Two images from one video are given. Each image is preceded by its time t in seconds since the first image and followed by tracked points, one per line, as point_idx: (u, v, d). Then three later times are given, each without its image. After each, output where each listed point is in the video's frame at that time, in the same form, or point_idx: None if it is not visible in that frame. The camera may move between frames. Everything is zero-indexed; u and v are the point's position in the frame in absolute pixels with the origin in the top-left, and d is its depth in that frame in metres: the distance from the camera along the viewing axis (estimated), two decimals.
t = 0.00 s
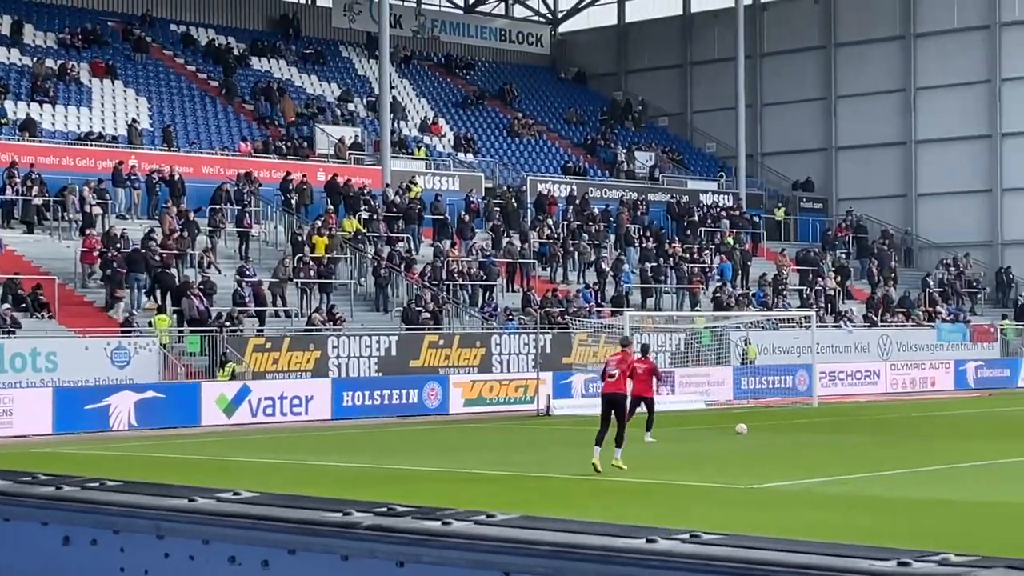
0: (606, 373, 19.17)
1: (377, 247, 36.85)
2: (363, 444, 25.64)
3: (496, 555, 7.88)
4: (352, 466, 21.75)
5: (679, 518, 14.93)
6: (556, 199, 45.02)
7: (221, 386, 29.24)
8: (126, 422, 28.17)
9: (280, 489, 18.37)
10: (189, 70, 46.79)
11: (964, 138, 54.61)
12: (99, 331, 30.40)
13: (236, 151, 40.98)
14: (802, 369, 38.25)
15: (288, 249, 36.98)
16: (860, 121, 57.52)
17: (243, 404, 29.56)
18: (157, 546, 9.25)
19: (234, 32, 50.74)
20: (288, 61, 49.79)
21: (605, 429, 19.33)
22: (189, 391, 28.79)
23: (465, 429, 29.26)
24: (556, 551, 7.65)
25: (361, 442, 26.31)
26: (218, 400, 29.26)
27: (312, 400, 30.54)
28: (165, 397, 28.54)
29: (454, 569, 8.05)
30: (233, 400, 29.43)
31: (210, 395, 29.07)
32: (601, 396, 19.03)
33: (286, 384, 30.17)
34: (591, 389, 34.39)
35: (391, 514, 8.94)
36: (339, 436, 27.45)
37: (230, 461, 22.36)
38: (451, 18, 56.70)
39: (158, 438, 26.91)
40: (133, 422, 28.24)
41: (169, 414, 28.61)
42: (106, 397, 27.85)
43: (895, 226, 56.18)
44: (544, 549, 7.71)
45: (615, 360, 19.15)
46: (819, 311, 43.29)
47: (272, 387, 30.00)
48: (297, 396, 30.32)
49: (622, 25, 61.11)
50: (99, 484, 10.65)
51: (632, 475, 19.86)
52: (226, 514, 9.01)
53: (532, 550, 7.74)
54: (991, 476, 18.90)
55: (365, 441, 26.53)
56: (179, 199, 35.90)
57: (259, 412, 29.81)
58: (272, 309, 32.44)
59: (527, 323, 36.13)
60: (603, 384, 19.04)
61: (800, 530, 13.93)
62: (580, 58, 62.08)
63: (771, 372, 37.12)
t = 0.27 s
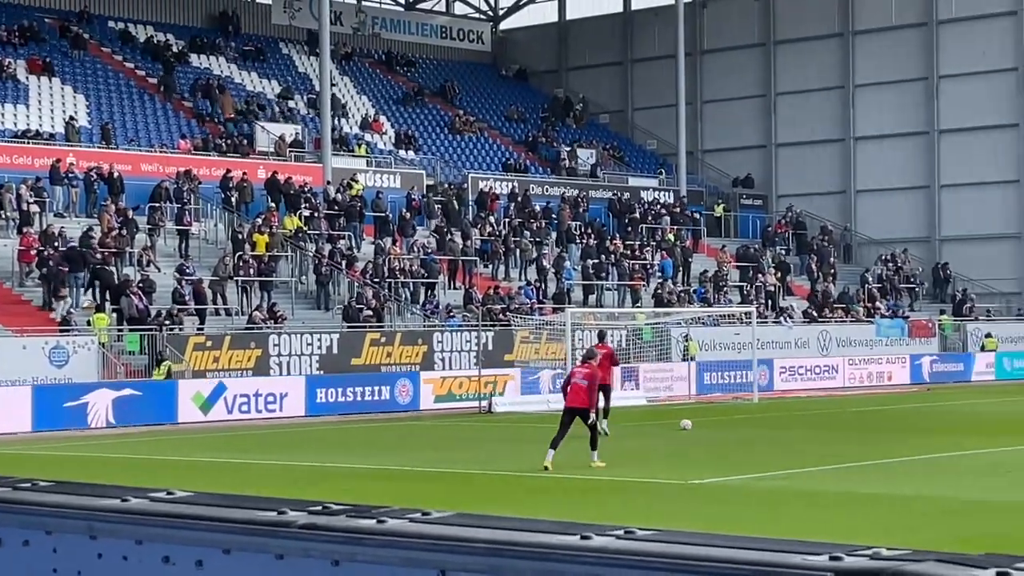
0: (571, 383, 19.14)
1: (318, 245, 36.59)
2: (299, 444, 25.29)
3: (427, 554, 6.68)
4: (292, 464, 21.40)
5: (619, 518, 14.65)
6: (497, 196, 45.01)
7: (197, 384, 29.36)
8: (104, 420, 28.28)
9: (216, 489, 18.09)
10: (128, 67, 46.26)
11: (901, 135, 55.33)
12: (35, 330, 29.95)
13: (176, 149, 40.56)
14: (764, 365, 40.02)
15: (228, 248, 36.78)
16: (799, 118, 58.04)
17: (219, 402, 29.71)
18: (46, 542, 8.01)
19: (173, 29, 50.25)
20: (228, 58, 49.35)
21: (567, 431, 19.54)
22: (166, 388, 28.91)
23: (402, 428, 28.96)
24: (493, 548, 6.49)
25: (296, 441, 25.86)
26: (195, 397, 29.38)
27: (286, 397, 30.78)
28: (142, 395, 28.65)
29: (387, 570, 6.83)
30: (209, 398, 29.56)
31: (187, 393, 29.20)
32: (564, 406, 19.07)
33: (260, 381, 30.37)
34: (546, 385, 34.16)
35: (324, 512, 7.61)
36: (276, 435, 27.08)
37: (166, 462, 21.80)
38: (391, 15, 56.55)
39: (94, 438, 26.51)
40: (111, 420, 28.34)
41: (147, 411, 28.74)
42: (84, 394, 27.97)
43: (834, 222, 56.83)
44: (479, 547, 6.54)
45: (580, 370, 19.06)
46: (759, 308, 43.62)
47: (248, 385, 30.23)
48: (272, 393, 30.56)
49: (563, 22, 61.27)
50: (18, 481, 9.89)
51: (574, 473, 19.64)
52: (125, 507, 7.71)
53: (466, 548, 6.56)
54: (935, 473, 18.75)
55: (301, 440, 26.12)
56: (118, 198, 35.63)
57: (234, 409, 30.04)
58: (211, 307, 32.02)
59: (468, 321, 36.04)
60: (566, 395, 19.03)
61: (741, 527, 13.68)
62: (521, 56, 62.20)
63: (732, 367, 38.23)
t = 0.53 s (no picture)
0: (550, 362, 20.45)
1: (261, 240, 36.40)
2: (239, 442, 24.93)
3: (371, 548, 6.36)
4: (232, 463, 21.05)
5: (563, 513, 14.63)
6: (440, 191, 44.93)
7: (175, 378, 29.39)
8: (84, 415, 28.19)
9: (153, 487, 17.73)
10: (66, 62, 45.68)
11: (841, 129, 55.96)
12: None
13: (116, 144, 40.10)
14: (726, 355, 40.55)
15: (170, 243, 36.50)
16: (740, 112, 58.45)
17: (196, 397, 29.72)
18: None
19: (112, 23, 49.65)
20: (168, 53, 48.89)
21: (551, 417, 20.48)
22: (143, 383, 28.92)
23: (344, 424, 28.77)
24: (434, 541, 6.20)
25: (237, 439, 25.50)
26: (172, 393, 29.40)
27: (262, 391, 30.65)
28: (121, 390, 28.65)
29: (330, 563, 6.51)
30: (187, 392, 29.58)
31: (164, 388, 29.22)
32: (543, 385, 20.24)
33: (236, 376, 30.33)
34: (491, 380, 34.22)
35: (266, 507, 7.27)
36: (216, 433, 26.74)
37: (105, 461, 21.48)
38: (333, 10, 56.31)
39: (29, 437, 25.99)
40: (91, 415, 28.26)
41: (127, 406, 28.76)
42: (63, 390, 27.89)
43: (775, 216, 57.36)
44: (421, 540, 6.23)
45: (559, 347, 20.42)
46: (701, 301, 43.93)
47: (224, 380, 30.18)
48: (247, 388, 30.46)
49: (505, 17, 61.32)
50: None
51: (520, 468, 19.64)
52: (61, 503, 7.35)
53: (408, 542, 6.26)
54: (877, 465, 18.90)
55: (241, 437, 25.76)
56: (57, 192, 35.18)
57: (211, 404, 30.03)
58: (154, 303, 31.73)
59: (412, 315, 36.05)
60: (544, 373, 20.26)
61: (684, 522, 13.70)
62: (463, 51, 62.13)
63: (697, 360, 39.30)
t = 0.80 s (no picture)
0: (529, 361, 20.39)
1: (210, 237, 36.21)
2: (187, 440, 24.65)
3: (319, 548, 6.09)
4: (179, 462, 20.78)
5: (515, 510, 14.58)
6: (390, 187, 44.80)
7: (158, 375, 29.72)
8: (70, 411, 28.67)
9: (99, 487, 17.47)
10: (12, 58, 45.15)
11: (790, 123, 56.40)
12: None
13: (63, 141, 39.65)
14: (696, 350, 41.48)
15: (118, 241, 36.22)
16: (690, 107, 58.75)
17: (180, 392, 30.08)
18: None
19: (58, 18, 49.06)
20: (115, 49, 48.44)
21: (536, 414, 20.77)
22: (129, 380, 29.30)
23: (294, 421, 28.60)
24: (383, 540, 5.93)
25: (184, 438, 25.20)
26: (156, 389, 29.75)
27: (244, 387, 31.13)
28: (107, 386, 29.07)
29: (277, 564, 6.22)
30: (170, 388, 29.92)
31: (148, 384, 29.55)
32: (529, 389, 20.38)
33: (218, 371, 30.73)
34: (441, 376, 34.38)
35: (212, 507, 7.03)
36: (163, 432, 26.45)
37: (49, 461, 21.14)
38: (282, 6, 56.06)
39: None
40: (76, 411, 28.75)
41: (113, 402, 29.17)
42: (50, 387, 28.29)
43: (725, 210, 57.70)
44: (369, 538, 5.96)
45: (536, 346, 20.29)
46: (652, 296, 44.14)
47: (207, 375, 30.59)
48: (229, 383, 30.90)
49: (454, 12, 61.33)
50: None
51: (472, 465, 19.62)
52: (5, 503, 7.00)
53: (355, 540, 5.98)
54: (826, 459, 19.03)
55: (189, 436, 25.47)
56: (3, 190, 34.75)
57: (194, 399, 30.38)
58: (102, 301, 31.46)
59: (363, 312, 35.99)
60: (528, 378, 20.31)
61: (636, 518, 13.69)
62: (413, 46, 62.01)
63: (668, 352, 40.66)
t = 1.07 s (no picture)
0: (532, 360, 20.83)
1: (169, 238, 36.05)
2: (147, 441, 24.61)
3: (278, 551, 6.19)
4: (141, 462, 20.79)
5: (477, 509, 14.55)
6: (350, 186, 44.63)
7: (151, 374, 30.15)
8: (66, 409, 29.16)
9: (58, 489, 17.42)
10: None
11: (750, 121, 56.71)
12: None
13: (19, 140, 39.28)
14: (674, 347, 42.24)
15: (76, 242, 36.00)
16: (649, 105, 58.95)
17: (173, 391, 30.56)
18: None
19: (15, 18, 48.49)
20: (72, 49, 48.10)
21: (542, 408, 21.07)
22: (123, 379, 29.74)
23: (256, 421, 28.50)
24: (343, 544, 6.04)
25: (144, 438, 25.13)
26: (150, 387, 30.20)
27: (235, 385, 31.58)
28: (103, 384, 29.56)
29: (236, 567, 6.30)
30: (163, 387, 30.37)
31: (142, 383, 29.99)
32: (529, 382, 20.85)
33: (209, 370, 31.18)
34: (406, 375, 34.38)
35: (173, 511, 7.12)
36: (124, 432, 26.38)
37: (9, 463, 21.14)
38: (240, 5, 55.82)
39: None
40: (72, 410, 29.23)
41: (108, 401, 29.62)
42: (47, 386, 28.79)
43: (685, 208, 57.94)
44: (327, 542, 6.08)
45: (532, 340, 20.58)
46: (612, 294, 44.27)
47: (200, 374, 31.04)
48: (221, 382, 31.38)
49: (413, 10, 61.31)
50: None
51: (435, 464, 19.58)
52: None
53: (312, 544, 6.09)
54: (788, 456, 19.11)
55: (149, 437, 25.42)
56: None
57: (187, 398, 30.89)
58: (60, 302, 31.28)
59: (323, 311, 35.94)
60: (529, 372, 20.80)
61: (599, 517, 13.69)
62: (372, 45, 61.90)
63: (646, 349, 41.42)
